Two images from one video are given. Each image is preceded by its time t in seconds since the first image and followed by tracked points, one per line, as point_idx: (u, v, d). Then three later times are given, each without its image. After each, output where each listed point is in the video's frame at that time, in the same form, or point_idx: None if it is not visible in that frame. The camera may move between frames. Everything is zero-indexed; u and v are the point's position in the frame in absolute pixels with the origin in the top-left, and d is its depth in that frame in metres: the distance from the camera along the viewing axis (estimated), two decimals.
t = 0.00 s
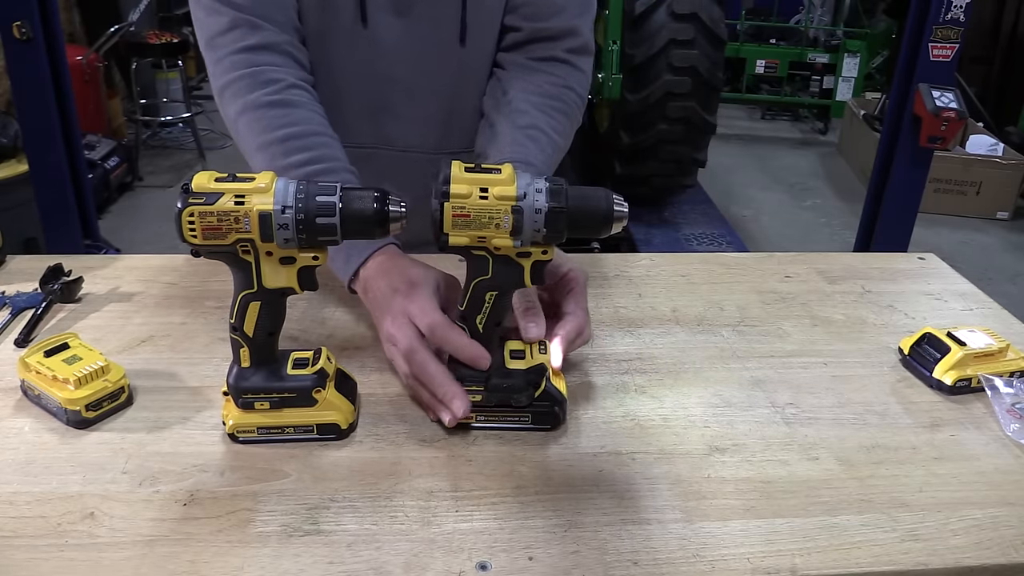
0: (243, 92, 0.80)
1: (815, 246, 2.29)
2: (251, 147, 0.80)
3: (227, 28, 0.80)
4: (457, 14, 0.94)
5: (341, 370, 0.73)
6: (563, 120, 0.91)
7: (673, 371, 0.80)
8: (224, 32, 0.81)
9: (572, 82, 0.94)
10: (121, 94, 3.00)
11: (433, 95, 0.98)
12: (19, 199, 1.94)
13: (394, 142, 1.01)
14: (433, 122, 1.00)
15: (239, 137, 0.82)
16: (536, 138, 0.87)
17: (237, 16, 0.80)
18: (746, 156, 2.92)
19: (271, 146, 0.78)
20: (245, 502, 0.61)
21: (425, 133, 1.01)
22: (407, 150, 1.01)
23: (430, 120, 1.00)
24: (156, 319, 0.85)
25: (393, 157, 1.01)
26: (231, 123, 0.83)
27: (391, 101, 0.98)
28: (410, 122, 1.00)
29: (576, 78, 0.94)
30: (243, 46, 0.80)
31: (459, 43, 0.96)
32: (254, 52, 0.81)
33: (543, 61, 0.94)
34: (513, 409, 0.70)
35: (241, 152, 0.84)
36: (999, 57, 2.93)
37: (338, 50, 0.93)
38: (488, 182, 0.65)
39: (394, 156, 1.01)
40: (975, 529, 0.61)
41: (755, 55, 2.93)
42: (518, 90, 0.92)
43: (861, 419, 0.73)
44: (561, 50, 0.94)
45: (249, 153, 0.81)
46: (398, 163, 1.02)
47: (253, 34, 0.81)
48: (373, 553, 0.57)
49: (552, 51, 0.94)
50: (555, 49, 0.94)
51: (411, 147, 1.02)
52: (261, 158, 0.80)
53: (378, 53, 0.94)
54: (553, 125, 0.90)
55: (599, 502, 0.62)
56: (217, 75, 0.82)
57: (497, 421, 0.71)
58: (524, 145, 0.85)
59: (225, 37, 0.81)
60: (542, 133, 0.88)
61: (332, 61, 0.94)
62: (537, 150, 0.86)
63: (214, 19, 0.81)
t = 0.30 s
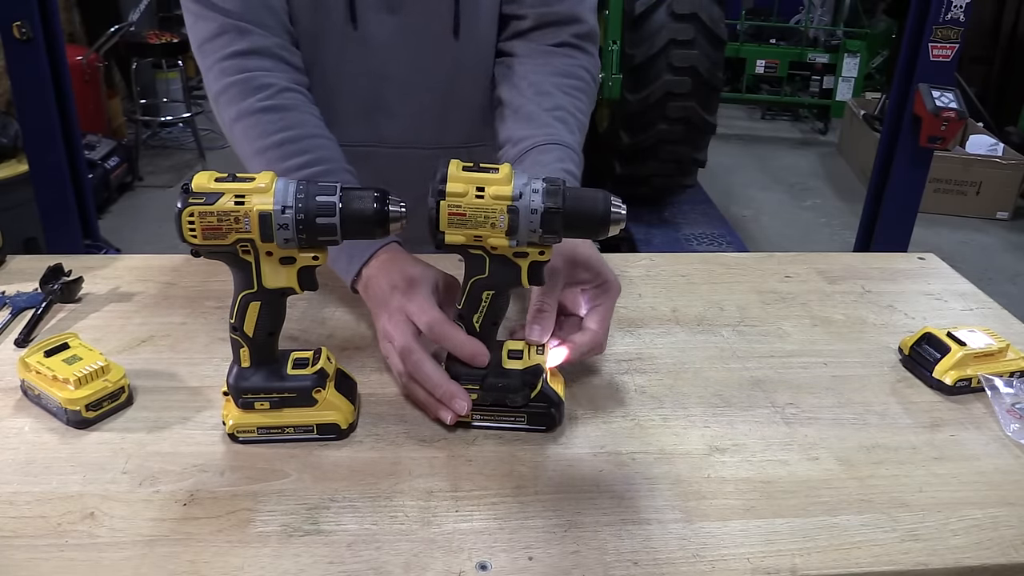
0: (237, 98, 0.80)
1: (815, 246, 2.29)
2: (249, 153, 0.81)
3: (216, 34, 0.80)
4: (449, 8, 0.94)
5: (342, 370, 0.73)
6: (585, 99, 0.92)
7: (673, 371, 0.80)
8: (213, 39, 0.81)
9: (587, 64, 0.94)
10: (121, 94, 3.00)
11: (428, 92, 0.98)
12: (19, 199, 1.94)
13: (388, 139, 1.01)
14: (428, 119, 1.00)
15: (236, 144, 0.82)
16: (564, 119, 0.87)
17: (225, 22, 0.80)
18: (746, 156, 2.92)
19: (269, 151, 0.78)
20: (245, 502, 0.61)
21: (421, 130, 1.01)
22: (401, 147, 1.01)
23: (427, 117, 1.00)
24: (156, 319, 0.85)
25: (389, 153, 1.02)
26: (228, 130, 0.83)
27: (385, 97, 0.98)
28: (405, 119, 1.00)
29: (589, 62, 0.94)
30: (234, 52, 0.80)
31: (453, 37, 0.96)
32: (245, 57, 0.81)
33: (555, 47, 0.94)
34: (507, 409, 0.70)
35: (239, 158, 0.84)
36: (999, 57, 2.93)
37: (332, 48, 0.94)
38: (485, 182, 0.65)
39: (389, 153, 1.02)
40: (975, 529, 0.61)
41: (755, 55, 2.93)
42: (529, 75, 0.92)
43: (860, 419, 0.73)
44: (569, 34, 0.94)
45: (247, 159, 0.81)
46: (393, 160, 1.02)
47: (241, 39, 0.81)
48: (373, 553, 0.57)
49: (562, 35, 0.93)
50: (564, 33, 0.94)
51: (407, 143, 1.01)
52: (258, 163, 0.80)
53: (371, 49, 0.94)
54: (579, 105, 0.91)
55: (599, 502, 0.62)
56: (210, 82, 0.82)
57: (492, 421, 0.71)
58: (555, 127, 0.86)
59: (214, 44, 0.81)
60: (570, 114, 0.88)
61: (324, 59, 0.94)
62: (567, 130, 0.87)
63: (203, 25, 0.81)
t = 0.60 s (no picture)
0: (237, 98, 0.80)
1: (815, 246, 2.29)
2: (249, 154, 0.80)
3: (215, 33, 0.80)
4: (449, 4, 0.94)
5: (342, 370, 0.73)
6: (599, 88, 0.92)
7: (674, 371, 0.80)
8: (213, 38, 0.80)
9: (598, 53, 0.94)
10: (121, 94, 3.00)
11: (429, 89, 0.98)
12: (19, 199, 1.94)
13: (389, 136, 1.01)
14: (429, 116, 1.00)
15: (236, 144, 0.82)
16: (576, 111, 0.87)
17: (224, 21, 0.80)
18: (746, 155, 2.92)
19: (270, 151, 0.78)
20: (245, 502, 0.61)
21: (422, 128, 1.01)
22: (403, 144, 1.02)
23: (428, 113, 1.00)
24: (156, 319, 0.85)
25: (389, 150, 1.02)
26: (227, 130, 0.83)
27: (386, 94, 0.98)
28: (406, 116, 0.99)
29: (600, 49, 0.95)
30: (233, 51, 0.80)
31: (454, 32, 0.96)
32: (244, 56, 0.81)
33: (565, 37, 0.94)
34: (500, 408, 0.70)
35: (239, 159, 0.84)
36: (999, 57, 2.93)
37: (333, 45, 0.94)
38: (480, 180, 0.66)
39: (389, 150, 1.02)
40: (975, 529, 0.61)
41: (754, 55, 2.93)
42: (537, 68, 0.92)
43: (860, 419, 0.73)
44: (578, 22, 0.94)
45: (247, 159, 0.81)
46: (394, 157, 1.02)
47: (241, 38, 0.81)
48: (373, 553, 0.57)
49: (572, 23, 0.94)
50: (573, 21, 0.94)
51: (408, 140, 1.02)
52: (259, 163, 0.80)
53: (373, 46, 0.94)
54: (593, 96, 0.91)
55: (599, 502, 0.62)
56: (210, 81, 0.82)
57: (484, 420, 0.71)
58: (569, 121, 0.86)
59: (213, 43, 0.81)
60: (584, 106, 0.88)
61: (325, 57, 0.94)
62: (581, 124, 0.87)
63: (202, 23, 0.81)
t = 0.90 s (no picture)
0: (246, 96, 0.80)
1: (816, 246, 2.29)
2: (257, 151, 0.81)
3: (224, 30, 0.80)
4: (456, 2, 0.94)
5: (341, 370, 0.73)
6: (604, 85, 0.92)
7: (674, 371, 0.80)
8: (221, 35, 0.81)
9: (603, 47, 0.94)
10: (121, 94, 3.01)
11: (434, 87, 0.98)
12: (19, 199, 1.94)
13: (395, 134, 1.01)
14: (435, 114, 1.00)
15: (245, 141, 0.82)
16: (578, 110, 0.87)
17: (233, 19, 0.80)
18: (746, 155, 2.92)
19: (278, 148, 0.79)
20: (245, 502, 0.61)
21: (427, 125, 1.01)
22: (408, 142, 1.02)
23: (434, 111, 1.00)
24: (156, 319, 0.85)
25: (395, 148, 1.02)
26: (236, 127, 0.83)
27: (392, 91, 0.98)
28: (411, 114, 0.99)
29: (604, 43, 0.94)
30: (242, 48, 0.80)
31: (460, 30, 0.96)
32: (253, 54, 0.81)
33: (570, 32, 0.93)
34: (493, 408, 0.70)
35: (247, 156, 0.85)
36: (999, 57, 2.93)
37: (340, 42, 0.94)
38: (475, 179, 0.66)
39: (395, 148, 1.02)
40: (975, 529, 0.61)
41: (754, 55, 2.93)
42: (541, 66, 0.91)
43: (860, 419, 0.73)
44: (582, 16, 0.94)
45: (255, 156, 0.81)
46: (399, 155, 1.02)
47: (249, 36, 0.81)
48: (373, 553, 0.57)
49: (578, 17, 0.94)
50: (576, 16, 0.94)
51: (413, 138, 1.01)
52: (268, 160, 0.80)
53: (379, 44, 0.94)
54: (597, 92, 0.90)
55: (599, 502, 0.62)
56: (218, 79, 0.82)
57: (477, 420, 0.71)
58: (570, 120, 0.86)
59: (222, 40, 0.81)
60: (588, 104, 0.88)
61: (330, 55, 0.94)
62: (584, 122, 0.86)
63: (211, 20, 0.81)
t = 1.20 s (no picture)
0: (247, 97, 0.80)
1: (816, 246, 2.29)
2: (258, 151, 0.81)
3: (226, 31, 0.80)
4: (459, 9, 0.93)
5: (342, 370, 0.73)
6: (575, 124, 0.91)
7: (674, 371, 0.80)
8: (223, 36, 0.81)
9: (583, 81, 0.93)
10: (121, 94, 3.00)
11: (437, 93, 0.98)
12: (19, 199, 1.94)
13: (399, 139, 1.01)
14: (439, 119, 1.00)
15: (245, 141, 0.83)
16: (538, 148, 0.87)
17: (234, 19, 0.80)
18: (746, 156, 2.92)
19: (278, 149, 0.79)
20: (245, 502, 0.61)
21: (431, 131, 1.01)
22: (413, 147, 1.02)
23: (438, 116, 1.00)
24: (156, 319, 0.85)
25: (399, 153, 1.02)
26: (237, 127, 0.83)
27: (394, 96, 0.97)
28: (415, 119, 1.00)
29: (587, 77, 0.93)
30: (243, 49, 0.80)
31: (463, 38, 0.95)
32: (254, 55, 0.81)
33: (572, 35, 0.93)
34: (492, 408, 0.70)
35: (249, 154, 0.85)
36: (999, 57, 2.92)
37: (342, 47, 0.94)
38: (475, 178, 0.66)
39: (399, 153, 1.02)
40: (975, 529, 0.61)
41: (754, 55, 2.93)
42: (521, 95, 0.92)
43: (860, 419, 0.73)
44: (569, 46, 0.93)
45: (256, 156, 0.82)
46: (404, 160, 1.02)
47: (250, 37, 0.81)
48: (373, 553, 0.57)
49: (564, 48, 0.93)
50: (562, 46, 0.93)
51: (418, 143, 1.02)
52: (268, 160, 0.80)
53: (381, 49, 0.94)
54: (564, 132, 0.90)
55: (599, 503, 0.62)
56: (220, 79, 0.82)
57: (477, 419, 0.71)
58: (525, 155, 0.85)
59: (224, 41, 0.81)
60: (547, 142, 0.88)
61: (332, 59, 0.94)
62: (539, 158, 0.86)
63: (214, 21, 0.81)
